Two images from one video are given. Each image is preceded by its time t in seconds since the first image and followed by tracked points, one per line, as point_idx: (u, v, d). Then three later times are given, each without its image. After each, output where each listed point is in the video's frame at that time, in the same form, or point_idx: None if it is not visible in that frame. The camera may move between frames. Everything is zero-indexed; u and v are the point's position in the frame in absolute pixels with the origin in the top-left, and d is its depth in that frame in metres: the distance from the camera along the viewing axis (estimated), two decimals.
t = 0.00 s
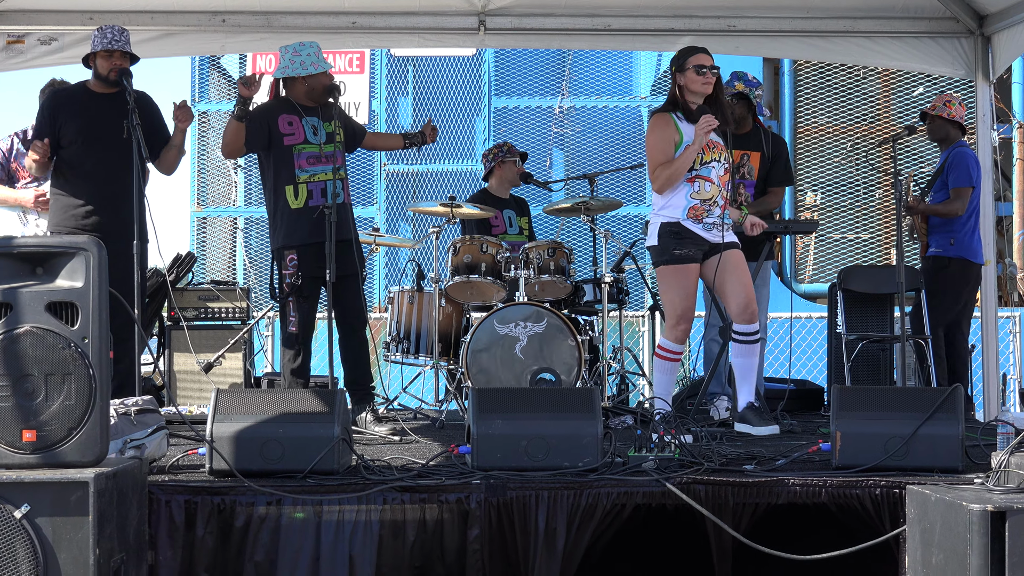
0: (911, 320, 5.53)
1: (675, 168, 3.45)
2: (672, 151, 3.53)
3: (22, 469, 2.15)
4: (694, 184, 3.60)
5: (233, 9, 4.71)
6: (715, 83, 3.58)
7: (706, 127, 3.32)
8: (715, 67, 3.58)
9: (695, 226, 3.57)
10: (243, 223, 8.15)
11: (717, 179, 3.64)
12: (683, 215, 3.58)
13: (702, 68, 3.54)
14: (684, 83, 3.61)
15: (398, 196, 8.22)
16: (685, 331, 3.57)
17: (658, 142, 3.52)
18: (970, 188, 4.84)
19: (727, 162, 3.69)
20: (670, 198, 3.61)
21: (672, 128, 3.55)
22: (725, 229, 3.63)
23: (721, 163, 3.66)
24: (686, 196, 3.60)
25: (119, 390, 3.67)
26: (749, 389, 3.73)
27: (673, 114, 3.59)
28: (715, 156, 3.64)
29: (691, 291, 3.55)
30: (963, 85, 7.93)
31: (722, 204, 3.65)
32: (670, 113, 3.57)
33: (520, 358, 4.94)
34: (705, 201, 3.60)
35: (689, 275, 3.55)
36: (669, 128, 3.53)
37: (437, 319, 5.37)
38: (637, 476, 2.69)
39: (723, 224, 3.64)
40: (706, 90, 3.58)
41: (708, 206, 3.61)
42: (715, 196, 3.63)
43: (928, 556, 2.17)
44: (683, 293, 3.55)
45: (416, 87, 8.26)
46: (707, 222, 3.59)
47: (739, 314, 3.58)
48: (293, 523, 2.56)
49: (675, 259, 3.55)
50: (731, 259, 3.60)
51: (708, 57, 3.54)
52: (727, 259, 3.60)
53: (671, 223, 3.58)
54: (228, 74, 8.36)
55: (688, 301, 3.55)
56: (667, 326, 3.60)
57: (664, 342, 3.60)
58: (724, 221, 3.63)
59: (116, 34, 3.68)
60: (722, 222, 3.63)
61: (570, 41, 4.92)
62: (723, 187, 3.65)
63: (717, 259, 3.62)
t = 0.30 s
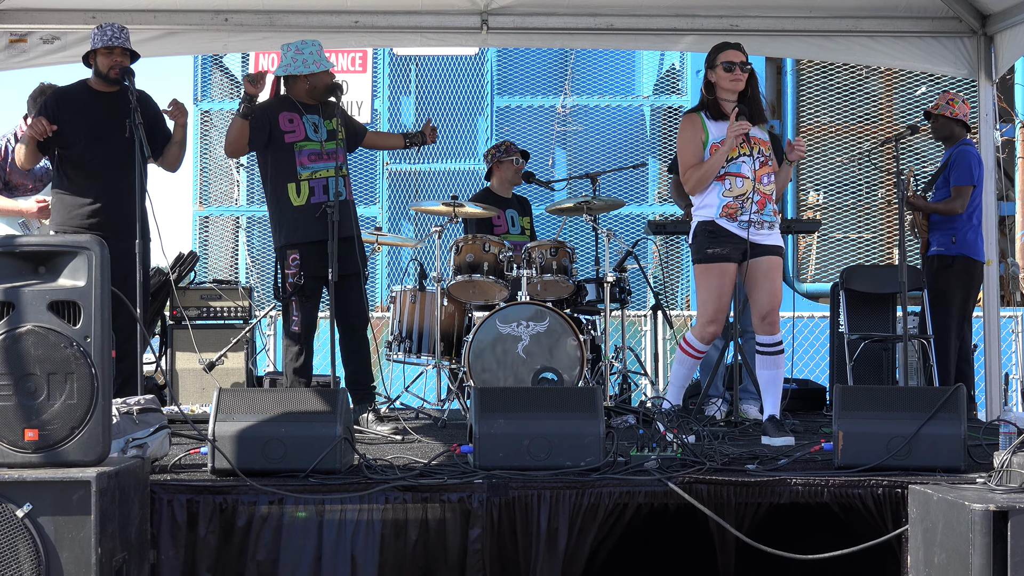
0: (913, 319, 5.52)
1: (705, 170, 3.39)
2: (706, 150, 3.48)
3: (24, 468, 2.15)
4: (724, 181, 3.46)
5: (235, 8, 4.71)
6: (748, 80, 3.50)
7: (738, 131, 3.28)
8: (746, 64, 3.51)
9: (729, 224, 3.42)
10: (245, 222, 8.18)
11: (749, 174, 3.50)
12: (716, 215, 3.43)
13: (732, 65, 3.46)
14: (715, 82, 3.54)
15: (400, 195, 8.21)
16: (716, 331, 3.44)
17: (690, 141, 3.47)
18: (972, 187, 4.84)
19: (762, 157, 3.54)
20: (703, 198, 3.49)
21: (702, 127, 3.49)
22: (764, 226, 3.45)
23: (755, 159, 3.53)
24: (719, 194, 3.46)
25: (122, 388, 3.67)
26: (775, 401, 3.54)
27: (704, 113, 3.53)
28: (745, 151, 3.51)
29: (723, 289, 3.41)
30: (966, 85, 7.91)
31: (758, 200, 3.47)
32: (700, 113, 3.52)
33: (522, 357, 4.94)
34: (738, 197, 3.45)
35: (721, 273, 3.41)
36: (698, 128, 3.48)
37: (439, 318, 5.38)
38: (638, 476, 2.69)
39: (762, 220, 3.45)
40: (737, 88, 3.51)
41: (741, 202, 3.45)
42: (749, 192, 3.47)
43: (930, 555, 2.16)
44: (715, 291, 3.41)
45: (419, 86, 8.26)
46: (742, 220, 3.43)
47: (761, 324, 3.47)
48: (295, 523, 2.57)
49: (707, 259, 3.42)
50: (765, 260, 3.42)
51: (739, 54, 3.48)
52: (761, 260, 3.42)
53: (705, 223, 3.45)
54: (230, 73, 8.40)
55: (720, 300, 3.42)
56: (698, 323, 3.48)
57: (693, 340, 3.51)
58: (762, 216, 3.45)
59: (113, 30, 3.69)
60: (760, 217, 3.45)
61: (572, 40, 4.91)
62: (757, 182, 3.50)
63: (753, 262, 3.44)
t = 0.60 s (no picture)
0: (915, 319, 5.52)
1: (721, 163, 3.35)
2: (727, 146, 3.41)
3: (26, 468, 2.15)
4: (738, 179, 3.41)
5: (238, 8, 4.71)
6: (773, 77, 3.39)
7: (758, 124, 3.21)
8: (773, 59, 3.39)
9: (742, 222, 3.37)
10: (247, 222, 8.20)
11: (764, 171, 3.40)
12: (732, 212, 3.40)
13: (756, 60, 3.36)
14: (741, 78, 3.45)
15: (402, 195, 8.20)
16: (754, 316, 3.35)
17: (710, 136, 3.42)
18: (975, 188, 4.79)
19: (783, 153, 3.41)
20: (720, 195, 3.45)
21: (722, 124, 3.43)
22: (781, 225, 3.36)
23: (771, 155, 3.41)
24: (734, 192, 3.41)
25: (124, 388, 3.67)
26: (779, 402, 3.45)
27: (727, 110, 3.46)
28: (761, 147, 3.41)
29: (750, 278, 3.31)
30: (968, 85, 7.91)
31: (774, 197, 3.37)
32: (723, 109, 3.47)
33: (524, 357, 4.94)
34: (752, 195, 3.38)
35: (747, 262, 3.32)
36: (716, 124, 3.42)
37: (441, 318, 5.38)
38: (641, 476, 2.69)
39: (779, 218, 3.36)
40: (761, 84, 3.39)
41: (755, 200, 3.37)
42: (762, 189, 3.38)
43: (932, 556, 2.16)
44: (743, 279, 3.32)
45: (421, 86, 8.26)
46: (758, 218, 3.35)
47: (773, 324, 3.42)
48: (298, 522, 2.57)
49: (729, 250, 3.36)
50: (785, 262, 3.34)
51: (763, 49, 3.36)
52: (783, 262, 3.35)
53: (722, 219, 3.44)
54: (233, 73, 8.43)
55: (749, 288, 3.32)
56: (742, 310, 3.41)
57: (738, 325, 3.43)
58: (776, 214, 3.35)
59: (118, 30, 3.67)
60: (774, 215, 3.35)
61: (574, 40, 4.91)
62: (772, 179, 3.39)
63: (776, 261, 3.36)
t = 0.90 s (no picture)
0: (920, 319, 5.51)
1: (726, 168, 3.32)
2: (737, 146, 3.39)
3: (30, 467, 2.16)
4: (748, 177, 3.37)
5: (242, 7, 4.72)
6: (785, 76, 3.34)
7: (765, 136, 3.20)
8: (785, 58, 3.34)
9: (754, 221, 3.33)
10: (251, 221, 8.21)
11: (776, 169, 3.37)
12: (740, 210, 3.37)
13: (768, 58, 3.31)
14: (752, 76, 3.40)
15: (406, 195, 8.22)
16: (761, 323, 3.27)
17: (719, 134, 3.40)
18: (976, 186, 4.83)
19: (794, 152, 3.38)
20: (730, 194, 3.43)
21: (732, 123, 3.41)
22: (792, 225, 3.33)
23: (782, 154, 3.38)
24: (743, 190, 3.38)
25: (127, 387, 3.67)
26: (784, 402, 3.44)
27: (739, 108, 3.43)
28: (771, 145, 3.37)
29: (758, 282, 3.26)
30: (972, 85, 7.89)
31: (784, 195, 3.34)
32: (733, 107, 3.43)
33: (528, 357, 4.94)
34: (761, 193, 3.35)
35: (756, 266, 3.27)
36: (725, 121, 3.41)
37: (445, 319, 5.39)
38: (645, 476, 2.68)
39: (790, 217, 3.33)
40: (772, 84, 3.35)
41: (765, 198, 3.34)
42: (773, 186, 3.35)
43: (937, 556, 2.15)
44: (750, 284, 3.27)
45: (425, 86, 8.26)
46: (768, 217, 3.33)
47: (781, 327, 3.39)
48: (301, 522, 2.57)
49: (736, 254, 3.33)
50: (794, 265, 3.33)
51: (776, 47, 3.32)
52: (790, 264, 3.33)
53: (733, 218, 3.40)
54: (237, 73, 8.44)
55: (757, 293, 3.26)
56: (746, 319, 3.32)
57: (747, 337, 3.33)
58: (789, 212, 3.33)
59: (122, 31, 3.72)
60: (786, 213, 3.33)
61: (578, 40, 4.91)
62: (783, 177, 3.37)
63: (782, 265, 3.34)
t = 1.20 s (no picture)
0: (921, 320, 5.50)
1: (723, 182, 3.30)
2: (741, 143, 3.37)
3: (32, 467, 2.16)
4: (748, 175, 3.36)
5: (244, 7, 4.72)
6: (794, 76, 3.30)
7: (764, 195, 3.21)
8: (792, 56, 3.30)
9: (754, 220, 3.33)
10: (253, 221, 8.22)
11: (778, 168, 3.34)
12: (740, 210, 3.36)
13: (775, 56, 3.28)
14: (758, 73, 3.37)
15: (408, 195, 8.22)
16: (761, 324, 3.32)
17: (721, 131, 3.38)
18: (977, 187, 4.81)
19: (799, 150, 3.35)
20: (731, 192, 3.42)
21: (736, 120, 3.39)
22: (790, 223, 3.30)
23: (787, 152, 3.34)
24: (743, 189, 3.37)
25: (130, 387, 3.68)
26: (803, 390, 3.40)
27: (744, 104, 3.40)
28: (774, 144, 3.34)
29: (756, 283, 3.28)
30: (974, 85, 7.89)
31: (784, 195, 3.32)
32: (737, 105, 3.41)
33: (530, 357, 4.94)
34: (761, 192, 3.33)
35: (754, 266, 3.29)
36: (728, 119, 3.39)
37: (447, 319, 5.39)
38: (646, 476, 2.68)
39: (789, 217, 3.31)
40: (779, 83, 3.31)
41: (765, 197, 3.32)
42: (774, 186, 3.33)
43: (938, 556, 2.15)
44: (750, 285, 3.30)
45: (427, 86, 8.26)
46: (766, 216, 3.31)
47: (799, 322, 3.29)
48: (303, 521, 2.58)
49: (735, 253, 3.35)
50: (799, 255, 3.28)
51: (783, 46, 3.29)
52: (795, 254, 3.28)
53: (731, 216, 3.39)
54: (239, 73, 8.46)
55: (756, 294, 3.29)
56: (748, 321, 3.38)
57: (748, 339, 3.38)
58: (788, 213, 3.30)
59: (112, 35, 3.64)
60: (786, 214, 3.30)
61: (580, 40, 4.90)
62: (786, 177, 3.33)
63: (785, 258, 3.31)
